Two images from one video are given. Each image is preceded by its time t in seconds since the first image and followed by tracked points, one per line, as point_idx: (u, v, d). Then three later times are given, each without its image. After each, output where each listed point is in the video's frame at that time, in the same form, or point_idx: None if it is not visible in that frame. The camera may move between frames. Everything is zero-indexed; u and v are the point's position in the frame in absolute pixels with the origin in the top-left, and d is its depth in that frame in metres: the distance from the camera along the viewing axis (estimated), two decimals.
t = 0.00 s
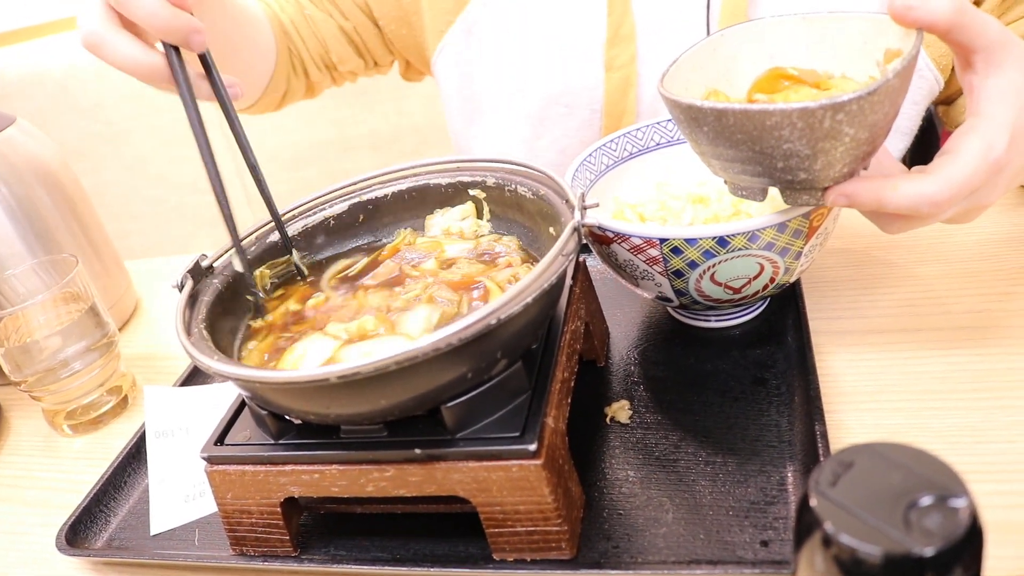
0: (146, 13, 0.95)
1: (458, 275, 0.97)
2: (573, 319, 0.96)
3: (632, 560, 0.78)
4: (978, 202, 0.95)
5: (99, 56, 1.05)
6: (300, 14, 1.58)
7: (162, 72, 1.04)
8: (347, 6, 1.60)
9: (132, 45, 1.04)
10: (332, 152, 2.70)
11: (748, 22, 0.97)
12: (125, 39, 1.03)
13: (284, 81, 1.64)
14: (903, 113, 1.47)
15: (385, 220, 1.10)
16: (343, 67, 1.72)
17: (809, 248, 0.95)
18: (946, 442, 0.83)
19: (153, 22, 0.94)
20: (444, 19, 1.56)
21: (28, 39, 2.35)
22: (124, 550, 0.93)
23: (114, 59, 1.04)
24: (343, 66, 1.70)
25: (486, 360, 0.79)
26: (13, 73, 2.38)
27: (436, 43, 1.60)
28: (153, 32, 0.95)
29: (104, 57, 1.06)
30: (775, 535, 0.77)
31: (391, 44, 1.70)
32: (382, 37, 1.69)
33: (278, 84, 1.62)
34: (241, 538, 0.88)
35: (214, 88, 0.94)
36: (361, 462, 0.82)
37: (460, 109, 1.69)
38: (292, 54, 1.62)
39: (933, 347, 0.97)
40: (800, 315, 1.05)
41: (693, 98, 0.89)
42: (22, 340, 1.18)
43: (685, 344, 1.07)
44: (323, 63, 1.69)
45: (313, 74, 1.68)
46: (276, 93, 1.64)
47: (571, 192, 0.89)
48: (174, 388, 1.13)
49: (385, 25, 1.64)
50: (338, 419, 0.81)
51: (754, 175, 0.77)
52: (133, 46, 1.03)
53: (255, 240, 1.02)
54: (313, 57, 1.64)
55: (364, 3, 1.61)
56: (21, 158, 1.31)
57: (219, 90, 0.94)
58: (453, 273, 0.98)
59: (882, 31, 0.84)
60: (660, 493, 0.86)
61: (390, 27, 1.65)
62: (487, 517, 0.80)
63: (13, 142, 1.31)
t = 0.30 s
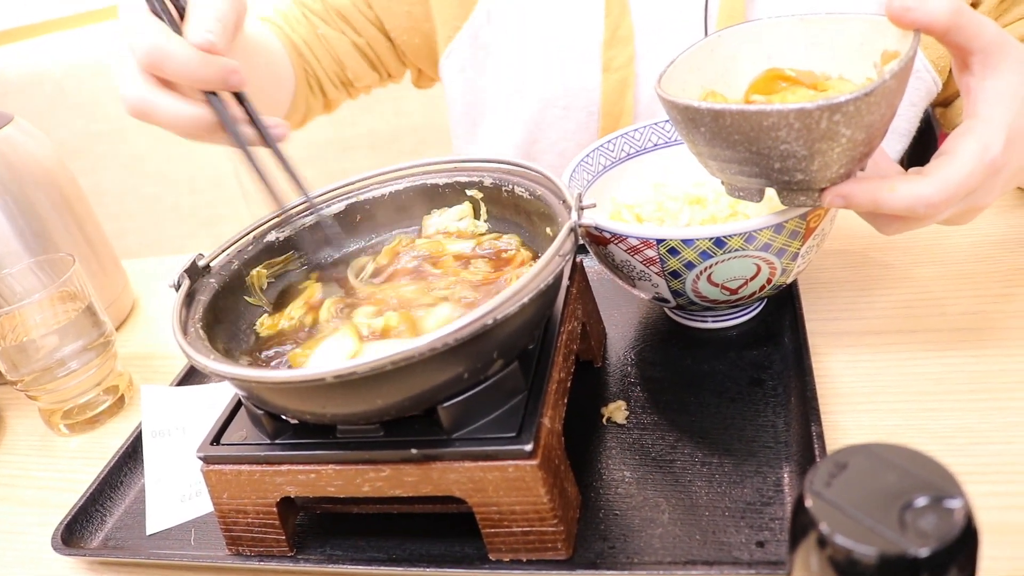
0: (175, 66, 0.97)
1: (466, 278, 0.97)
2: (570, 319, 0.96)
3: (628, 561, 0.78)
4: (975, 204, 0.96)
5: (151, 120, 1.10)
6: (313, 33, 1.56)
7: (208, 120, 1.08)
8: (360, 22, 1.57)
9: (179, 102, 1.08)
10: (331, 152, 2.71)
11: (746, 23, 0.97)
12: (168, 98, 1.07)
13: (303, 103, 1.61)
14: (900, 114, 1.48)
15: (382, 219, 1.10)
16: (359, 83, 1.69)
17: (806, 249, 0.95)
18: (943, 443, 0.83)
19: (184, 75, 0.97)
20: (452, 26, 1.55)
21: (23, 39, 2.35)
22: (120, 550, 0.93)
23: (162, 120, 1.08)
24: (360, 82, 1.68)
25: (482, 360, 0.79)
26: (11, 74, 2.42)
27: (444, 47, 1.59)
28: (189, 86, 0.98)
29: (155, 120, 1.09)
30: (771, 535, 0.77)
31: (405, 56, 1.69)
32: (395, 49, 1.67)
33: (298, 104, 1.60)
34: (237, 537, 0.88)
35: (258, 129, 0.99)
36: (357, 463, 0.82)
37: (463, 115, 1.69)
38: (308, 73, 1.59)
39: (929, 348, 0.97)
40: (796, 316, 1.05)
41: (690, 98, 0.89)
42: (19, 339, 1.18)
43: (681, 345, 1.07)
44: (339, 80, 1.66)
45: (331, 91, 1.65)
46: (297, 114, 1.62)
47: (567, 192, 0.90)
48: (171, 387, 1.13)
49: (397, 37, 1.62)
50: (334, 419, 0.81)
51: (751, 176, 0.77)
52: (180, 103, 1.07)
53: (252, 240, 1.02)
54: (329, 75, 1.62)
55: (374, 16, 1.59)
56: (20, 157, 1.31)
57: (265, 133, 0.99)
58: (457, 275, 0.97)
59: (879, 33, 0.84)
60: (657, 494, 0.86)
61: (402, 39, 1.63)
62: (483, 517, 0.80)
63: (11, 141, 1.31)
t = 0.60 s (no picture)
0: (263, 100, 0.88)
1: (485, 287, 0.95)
2: (567, 319, 0.96)
3: (624, 561, 0.78)
4: (972, 204, 0.96)
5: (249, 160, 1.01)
6: (334, 51, 1.55)
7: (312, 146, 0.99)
8: (381, 35, 1.57)
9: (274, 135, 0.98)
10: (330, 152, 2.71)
11: (745, 24, 0.97)
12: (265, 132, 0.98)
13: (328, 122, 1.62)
14: (899, 116, 1.49)
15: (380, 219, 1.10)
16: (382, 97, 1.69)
17: (804, 250, 0.95)
18: (940, 444, 0.83)
19: (274, 104, 0.87)
20: (471, 28, 1.57)
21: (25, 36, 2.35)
22: (116, 548, 0.93)
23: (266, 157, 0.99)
24: (382, 96, 1.68)
25: (479, 360, 0.79)
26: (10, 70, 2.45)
27: (462, 51, 1.60)
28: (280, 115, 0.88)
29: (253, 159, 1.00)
30: (767, 536, 0.77)
31: (425, 63, 1.68)
32: (415, 58, 1.66)
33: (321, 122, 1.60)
34: (233, 536, 0.88)
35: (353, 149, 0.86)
36: (353, 461, 0.82)
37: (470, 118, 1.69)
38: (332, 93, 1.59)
39: (926, 350, 0.97)
40: (793, 316, 1.05)
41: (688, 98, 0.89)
42: (15, 337, 1.18)
43: (678, 345, 1.07)
44: (361, 97, 1.66)
45: (355, 108, 1.65)
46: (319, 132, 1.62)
47: (565, 192, 0.90)
48: (169, 386, 1.13)
49: (418, 45, 1.61)
50: (330, 418, 0.81)
51: (749, 176, 0.77)
52: (277, 135, 0.98)
53: (250, 239, 1.01)
54: (353, 93, 1.62)
55: (394, 27, 1.59)
56: (17, 155, 1.31)
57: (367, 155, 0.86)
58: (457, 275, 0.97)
59: (876, 34, 0.85)
60: (653, 494, 0.86)
61: (423, 46, 1.62)
62: (480, 517, 0.80)
63: (9, 139, 1.31)
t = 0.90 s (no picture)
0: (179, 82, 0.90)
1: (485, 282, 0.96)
2: (566, 318, 0.96)
3: (623, 560, 0.78)
4: (971, 204, 0.96)
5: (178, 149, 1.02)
6: (330, 46, 1.54)
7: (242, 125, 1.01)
8: (378, 32, 1.58)
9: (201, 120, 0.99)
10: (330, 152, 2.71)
11: (746, 24, 0.98)
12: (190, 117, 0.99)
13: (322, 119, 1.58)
14: (898, 117, 1.49)
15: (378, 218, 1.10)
16: (379, 94, 1.68)
17: (803, 250, 0.95)
18: (938, 444, 0.83)
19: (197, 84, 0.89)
20: (470, 27, 1.58)
21: (25, 34, 2.34)
22: (115, 546, 0.93)
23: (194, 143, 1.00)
24: (379, 92, 1.67)
25: (479, 359, 0.79)
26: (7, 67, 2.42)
27: (461, 50, 1.61)
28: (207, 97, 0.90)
29: (185, 147, 1.01)
30: (766, 536, 0.77)
31: (423, 61, 1.68)
32: (412, 55, 1.66)
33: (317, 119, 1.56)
34: (232, 534, 0.88)
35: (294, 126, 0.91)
36: (352, 460, 0.82)
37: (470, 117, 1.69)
38: (326, 87, 1.55)
39: (925, 351, 0.97)
40: (792, 317, 1.05)
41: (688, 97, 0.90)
42: (14, 335, 1.18)
43: (678, 345, 1.07)
44: (358, 94, 1.65)
45: (350, 104, 1.62)
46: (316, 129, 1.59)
47: (566, 192, 0.90)
48: (168, 385, 1.13)
49: (415, 42, 1.62)
50: (330, 417, 0.81)
51: (748, 175, 0.77)
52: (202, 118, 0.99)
53: (249, 238, 1.01)
54: (349, 89, 1.60)
55: (392, 24, 1.60)
56: (16, 152, 1.31)
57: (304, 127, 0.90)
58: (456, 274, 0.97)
59: (876, 34, 0.85)
60: (652, 493, 0.86)
61: (420, 44, 1.63)
62: (479, 516, 0.80)
63: (8, 136, 1.31)
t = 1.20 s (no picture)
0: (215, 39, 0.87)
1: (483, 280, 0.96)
2: (563, 318, 0.96)
3: (619, 561, 0.78)
4: (970, 205, 0.96)
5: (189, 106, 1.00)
6: (322, 37, 1.55)
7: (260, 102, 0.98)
8: (370, 23, 1.57)
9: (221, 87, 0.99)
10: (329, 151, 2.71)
11: (745, 24, 0.97)
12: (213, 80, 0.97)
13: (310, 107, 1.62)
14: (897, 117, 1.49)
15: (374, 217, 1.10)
16: (368, 87, 1.69)
17: (801, 251, 0.95)
18: (936, 446, 0.83)
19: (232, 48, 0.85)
20: (462, 23, 1.56)
21: (25, 33, 2.37)
22: (110, 546, 0.92)
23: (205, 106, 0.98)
24: (369, 85, 1.68)
25: (476, 359, 0.79)
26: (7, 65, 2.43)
27: (454, 46, 1.60)
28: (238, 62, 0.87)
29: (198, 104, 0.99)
30: (763, 537, 0.77)
31: (414, 55, 1.68)
32: (403, 48, 1.66)
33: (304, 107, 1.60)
34: (228, 534, 0.88)
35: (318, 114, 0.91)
36: (348, 459, 0.82)
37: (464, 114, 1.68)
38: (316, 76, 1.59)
39: (922, 352, 0.97)
40: (790, 318, 1.05)
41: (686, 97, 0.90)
42: (10, 335, 1.18)
43: (675, 346, 1.07)
44: (348, 84, 1.66)
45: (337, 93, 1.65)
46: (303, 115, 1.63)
47: (564, 192, 0.90)
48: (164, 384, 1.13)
49: (406, 35, 1.61)
50: (326, 417, 0.80)
51: (746, 176, 0.77)
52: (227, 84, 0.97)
53: (246, 236, 1.01)
54: (338, 80, 1.62)
55: (383, 16, 1.58)
56: (12, 150, 1.31)
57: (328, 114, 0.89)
58: (449, 271, 0.97)
59: (875, 35, 0.85)
60: (649, 494, 0.85)
61: (412, 38, 1.62)
62: (475, 516, 0.80)
63: (4, 134, 1.31)
